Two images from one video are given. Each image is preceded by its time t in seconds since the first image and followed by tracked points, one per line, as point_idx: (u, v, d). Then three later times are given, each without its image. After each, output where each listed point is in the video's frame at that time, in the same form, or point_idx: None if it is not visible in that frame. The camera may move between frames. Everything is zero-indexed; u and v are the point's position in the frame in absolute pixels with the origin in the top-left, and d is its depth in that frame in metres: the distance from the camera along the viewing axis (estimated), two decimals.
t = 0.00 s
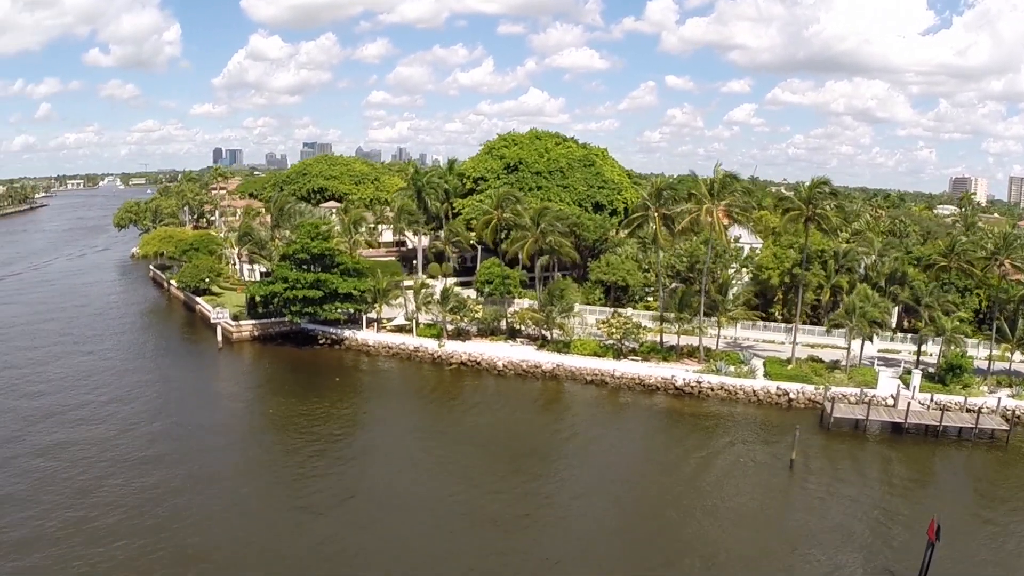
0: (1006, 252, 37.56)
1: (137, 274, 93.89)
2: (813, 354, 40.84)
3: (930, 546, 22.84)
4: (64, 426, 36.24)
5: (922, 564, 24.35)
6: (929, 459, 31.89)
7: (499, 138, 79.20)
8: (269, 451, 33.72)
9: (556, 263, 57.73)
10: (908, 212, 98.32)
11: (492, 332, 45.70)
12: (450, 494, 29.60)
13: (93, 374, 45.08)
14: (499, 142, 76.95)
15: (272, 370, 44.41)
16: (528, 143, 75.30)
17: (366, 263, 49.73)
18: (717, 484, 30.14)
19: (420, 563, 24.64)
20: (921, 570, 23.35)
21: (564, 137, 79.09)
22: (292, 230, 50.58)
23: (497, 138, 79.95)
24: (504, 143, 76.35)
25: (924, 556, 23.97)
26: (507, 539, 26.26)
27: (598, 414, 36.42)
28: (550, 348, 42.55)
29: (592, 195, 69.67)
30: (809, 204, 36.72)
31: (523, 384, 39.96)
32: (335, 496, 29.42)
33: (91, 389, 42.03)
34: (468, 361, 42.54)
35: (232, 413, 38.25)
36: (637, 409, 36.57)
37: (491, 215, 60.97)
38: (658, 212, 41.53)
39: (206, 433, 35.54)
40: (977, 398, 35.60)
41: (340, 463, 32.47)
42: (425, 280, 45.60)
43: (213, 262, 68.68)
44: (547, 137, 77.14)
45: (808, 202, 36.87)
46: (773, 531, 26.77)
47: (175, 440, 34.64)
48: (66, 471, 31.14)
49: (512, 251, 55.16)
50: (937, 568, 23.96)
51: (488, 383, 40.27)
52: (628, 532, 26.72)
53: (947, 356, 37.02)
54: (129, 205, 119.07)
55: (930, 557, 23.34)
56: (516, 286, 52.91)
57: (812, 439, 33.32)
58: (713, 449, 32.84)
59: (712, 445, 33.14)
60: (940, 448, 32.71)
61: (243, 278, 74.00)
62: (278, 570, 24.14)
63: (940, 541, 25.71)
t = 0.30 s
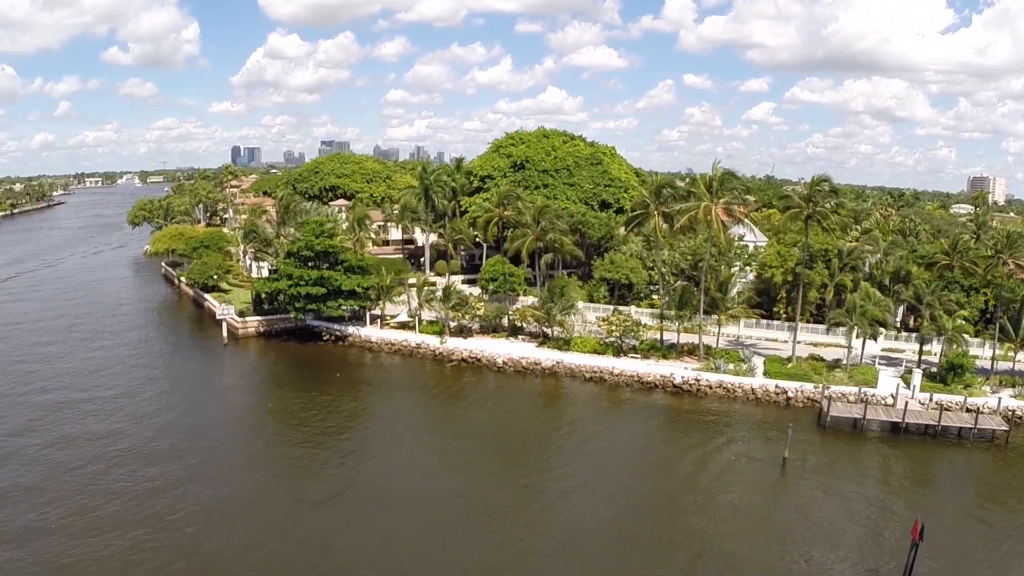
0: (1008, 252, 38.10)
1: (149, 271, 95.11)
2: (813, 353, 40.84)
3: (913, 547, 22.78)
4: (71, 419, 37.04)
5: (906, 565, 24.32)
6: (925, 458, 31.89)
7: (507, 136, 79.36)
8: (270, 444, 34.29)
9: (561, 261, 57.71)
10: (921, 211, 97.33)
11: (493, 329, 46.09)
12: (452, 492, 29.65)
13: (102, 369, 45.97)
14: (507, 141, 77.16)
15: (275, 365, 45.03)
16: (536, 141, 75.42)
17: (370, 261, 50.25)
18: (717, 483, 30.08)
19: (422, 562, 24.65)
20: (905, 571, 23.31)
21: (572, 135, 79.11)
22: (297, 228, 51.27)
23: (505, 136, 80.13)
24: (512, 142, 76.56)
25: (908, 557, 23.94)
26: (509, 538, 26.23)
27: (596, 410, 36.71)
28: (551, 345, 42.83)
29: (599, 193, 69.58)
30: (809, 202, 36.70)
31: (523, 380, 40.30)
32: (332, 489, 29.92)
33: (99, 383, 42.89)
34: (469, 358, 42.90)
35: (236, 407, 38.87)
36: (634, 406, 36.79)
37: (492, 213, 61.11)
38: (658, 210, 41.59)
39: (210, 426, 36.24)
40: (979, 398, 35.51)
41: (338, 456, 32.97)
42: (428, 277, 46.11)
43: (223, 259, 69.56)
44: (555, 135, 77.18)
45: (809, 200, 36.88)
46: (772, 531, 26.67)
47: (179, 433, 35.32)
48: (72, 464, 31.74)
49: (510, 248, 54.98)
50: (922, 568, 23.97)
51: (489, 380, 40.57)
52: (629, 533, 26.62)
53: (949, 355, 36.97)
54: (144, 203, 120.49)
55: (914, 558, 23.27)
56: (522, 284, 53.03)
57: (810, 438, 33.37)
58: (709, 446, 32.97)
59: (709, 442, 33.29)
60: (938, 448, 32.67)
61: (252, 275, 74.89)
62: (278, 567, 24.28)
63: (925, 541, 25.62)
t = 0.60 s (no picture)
0: (1006, 250, 37.90)
1: (156, 268, 96.11)
2: (807, 350, 40.88)
3: (890, 544, 22.84)
4: (70, 412, 37.62)
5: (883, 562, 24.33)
6: (914, 455, 31.93)
7: (509, 135, 79.50)
8: (264, 436, 34.75)
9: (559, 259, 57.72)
10: (928, 210, 96.50)
11: (489, 326, 46.36)
12: (450, 491, 29.49)
13: (103, 364, 46.61)
14: (509, 139, 77.28)
15: (273, 361, 45.47)
16: (537, 139, 75.48)
17: (368, 258, 50.62)
18: (713, 482, 29.97)
19: (423, 563, 24.45)
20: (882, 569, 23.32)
21: (574, 133, 79.14)
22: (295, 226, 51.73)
23: (507, 134, 80.27)
24: (514, 140, 76.69)
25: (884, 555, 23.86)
26: (510, 538, 26.06)
27: (587, 406, 36.94)
28: (545, 342, 43.06)
29: (599, 191, 69.48)
30: (803, 199, 36.74)
31: (516, 376, 40.57)
32: (322, 481, 30.30)
33: (99, 377, 43.49)
34: (463, 354, 43.20)
35: (231, 401, 39.32)
36: (625, 402, 37.01)
37: (486, 211, 61.22)
38: (651, 208, 41.79)
39: (205, 419, 36.68)
40: (973, 397, 35.43)
41: (330, 450, 33.35)
42: (424, 274, 46.45)
43: (226, 256, 70.14)
44: (556, 134, 77.22)
45: (802, 196, 36.93)
46: (759, 528, 26.75)
47: (174, 426, 35.79)
48: (70, 456, 32.15)
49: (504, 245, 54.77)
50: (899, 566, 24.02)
51: (482, 376, 40.86)
52: (629, 533, 26.44)
53: (943, 354, 36.88)
54: (151, 200, 121.42)
55: (890, 556, 23.28)
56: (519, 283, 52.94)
57: (800, 435, 33.43)
58: (699, 442, 33.12)
59: (698, 438, 33.45)
60: (928, 446, 32.64)
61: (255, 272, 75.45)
62: (274, 565, 24.19)
63: (900, 539, 25.67)
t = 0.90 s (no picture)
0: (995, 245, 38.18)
1: (155, 266, 96.46)
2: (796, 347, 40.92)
3: (861, 542, 22.67)
4: (60, 407, 37.87)
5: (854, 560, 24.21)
6: (897, 451, 31.95)
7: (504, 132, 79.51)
8: (251, 430, 34.93)
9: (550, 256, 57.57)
10: (929, 207, 95.91)
11: (480, 323, 46.49)
12: (441, 490, 29.18)
13: (96, 361, 46.88)
14: (504, 136, 77.31)
15: (264, 357, 45.68)
16: (532, 136, 75.50)
17: (360, 256, 50.70)
18: (703, 480, 29.73)
19: (416, 563, 24.11)
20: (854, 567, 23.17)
21: (569, 131, 79.23)
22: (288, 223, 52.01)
23: (502, 131, 80.29)
24: (509, 137, 76.76)
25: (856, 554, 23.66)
26: (503, 537, 25.76)
27: (573, 401, 37.03)
28: (534, 339, 43.16)
29: (594, 188, 69.40)
30: (790, 195, 36.68)
31: (504, 372, 40.68)
32: (305, 474, 30.47)
33: (92, 374, 43.75)
34: (452, 350, 43.31)
35: (221, 396, 39.51)
36: (611, 398, 37.10)
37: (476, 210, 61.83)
38: (637, 204, 41.04)
39: (194, 414, 36.90)
40: (960, 394, 35.39)
41: (316, 444, 33.52)
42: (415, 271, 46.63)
43: (222, 254, 70.39)
44: (552, 131, 77.29)
45: (790, 192, 36.82)
46: (738, 521, 26.84)
47: (162, 420, 36.01)
48: (57, 451, 32.30)
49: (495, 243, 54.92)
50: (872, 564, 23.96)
51: (470, 372, 40.99)
52: (622, 533, 26.14)
53: (931, 351, 36.82)
54: (151, 199, 121.78)
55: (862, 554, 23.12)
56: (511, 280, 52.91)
57: (785, 431, 33.48)
58: (683, 437, 33.20)
59: (682, 433, 33.52)
60: (912, 442, 32.65)
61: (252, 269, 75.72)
62: (256, 558, 24.22)
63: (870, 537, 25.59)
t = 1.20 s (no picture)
0: (984, 243, 36.83)
1: (157, 263, 96.88)
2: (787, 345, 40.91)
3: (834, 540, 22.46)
4: (54, 402, 38.18)
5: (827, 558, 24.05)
6: (884, 449, 31.92)
7: (502, 130, 79.65)
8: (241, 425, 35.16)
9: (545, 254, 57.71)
10: (935, 207, 95.19)
11: (473, 320, 46.62)
12: (433, 488, 29.04)
13: (93, 357, 47.21)
14: (502, 134, 77.43)
15: (258, 353, 45.92)
16: (530, 134, 75.58)
17: (356, 253, 50.80)
18: (688, 476, 29.85)
19: (409, 562, 23.92)
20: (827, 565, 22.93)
21: (568, 129, 79.25)
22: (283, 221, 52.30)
23: (501, 130, 80.42)
24: (507, 135, 76.87)
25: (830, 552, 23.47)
26: (492, 535, 25.70)
27: (563, 398, 37.16)
28: (525, 336, 43.26)
29: (590, 186, 69.32)
30: (778, 193, 36.74)
31: (494, 368, 40.82)
32: (292, 468, 30.67)
33: (87, 369, 44.10)
34: (444, 347, 43.46)
35: (213, 392, 39.75)
36: (600, 394, 37.20)
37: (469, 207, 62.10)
38: (628, 201, 41.51)
39: (186, 409, 37.14)
40: (950, 392, 35.26)
41: (305, 439, 33.71)
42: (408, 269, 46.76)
43: (221, 252, 70.72)
44: (550, 129, 77.26)
45: (778, 189, 36.85)
46: (721, 517, 26.95)
47: (154, 415, 36.26)
48: (49, 445, 32.58)
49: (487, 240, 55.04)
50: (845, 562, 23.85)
51: (461, 368, 41.17)
52: (606, 527, 26.28)
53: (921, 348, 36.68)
54: (154, 197, 122.25)
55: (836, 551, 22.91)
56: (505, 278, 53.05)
57: (773, 428, 33.52)
58: (671, 434, 33.29)
59: (670, 430, 33.60)
60: (899, 440, 32.62)
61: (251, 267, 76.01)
62: (239, 550, 24.41)
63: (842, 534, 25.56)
